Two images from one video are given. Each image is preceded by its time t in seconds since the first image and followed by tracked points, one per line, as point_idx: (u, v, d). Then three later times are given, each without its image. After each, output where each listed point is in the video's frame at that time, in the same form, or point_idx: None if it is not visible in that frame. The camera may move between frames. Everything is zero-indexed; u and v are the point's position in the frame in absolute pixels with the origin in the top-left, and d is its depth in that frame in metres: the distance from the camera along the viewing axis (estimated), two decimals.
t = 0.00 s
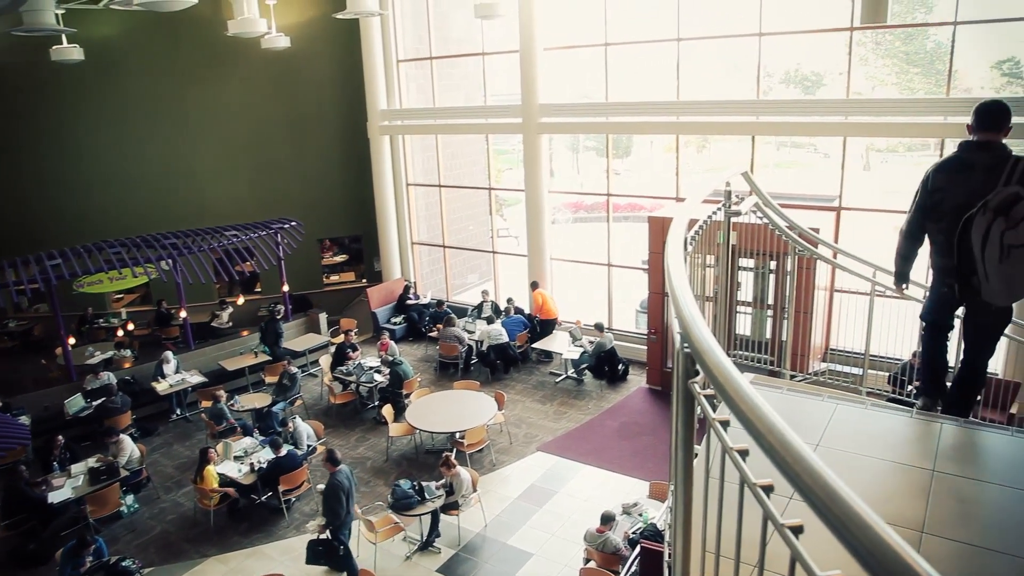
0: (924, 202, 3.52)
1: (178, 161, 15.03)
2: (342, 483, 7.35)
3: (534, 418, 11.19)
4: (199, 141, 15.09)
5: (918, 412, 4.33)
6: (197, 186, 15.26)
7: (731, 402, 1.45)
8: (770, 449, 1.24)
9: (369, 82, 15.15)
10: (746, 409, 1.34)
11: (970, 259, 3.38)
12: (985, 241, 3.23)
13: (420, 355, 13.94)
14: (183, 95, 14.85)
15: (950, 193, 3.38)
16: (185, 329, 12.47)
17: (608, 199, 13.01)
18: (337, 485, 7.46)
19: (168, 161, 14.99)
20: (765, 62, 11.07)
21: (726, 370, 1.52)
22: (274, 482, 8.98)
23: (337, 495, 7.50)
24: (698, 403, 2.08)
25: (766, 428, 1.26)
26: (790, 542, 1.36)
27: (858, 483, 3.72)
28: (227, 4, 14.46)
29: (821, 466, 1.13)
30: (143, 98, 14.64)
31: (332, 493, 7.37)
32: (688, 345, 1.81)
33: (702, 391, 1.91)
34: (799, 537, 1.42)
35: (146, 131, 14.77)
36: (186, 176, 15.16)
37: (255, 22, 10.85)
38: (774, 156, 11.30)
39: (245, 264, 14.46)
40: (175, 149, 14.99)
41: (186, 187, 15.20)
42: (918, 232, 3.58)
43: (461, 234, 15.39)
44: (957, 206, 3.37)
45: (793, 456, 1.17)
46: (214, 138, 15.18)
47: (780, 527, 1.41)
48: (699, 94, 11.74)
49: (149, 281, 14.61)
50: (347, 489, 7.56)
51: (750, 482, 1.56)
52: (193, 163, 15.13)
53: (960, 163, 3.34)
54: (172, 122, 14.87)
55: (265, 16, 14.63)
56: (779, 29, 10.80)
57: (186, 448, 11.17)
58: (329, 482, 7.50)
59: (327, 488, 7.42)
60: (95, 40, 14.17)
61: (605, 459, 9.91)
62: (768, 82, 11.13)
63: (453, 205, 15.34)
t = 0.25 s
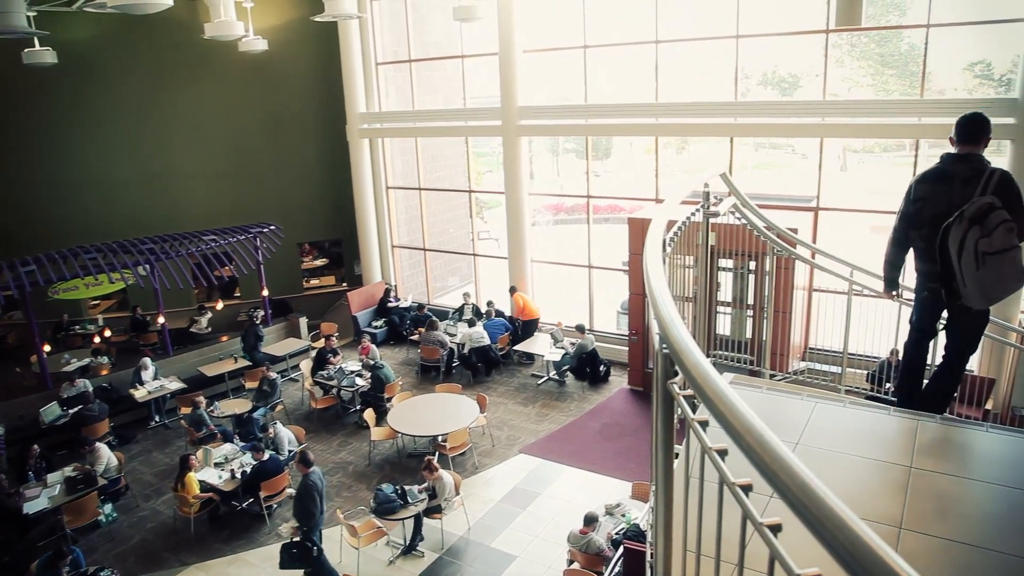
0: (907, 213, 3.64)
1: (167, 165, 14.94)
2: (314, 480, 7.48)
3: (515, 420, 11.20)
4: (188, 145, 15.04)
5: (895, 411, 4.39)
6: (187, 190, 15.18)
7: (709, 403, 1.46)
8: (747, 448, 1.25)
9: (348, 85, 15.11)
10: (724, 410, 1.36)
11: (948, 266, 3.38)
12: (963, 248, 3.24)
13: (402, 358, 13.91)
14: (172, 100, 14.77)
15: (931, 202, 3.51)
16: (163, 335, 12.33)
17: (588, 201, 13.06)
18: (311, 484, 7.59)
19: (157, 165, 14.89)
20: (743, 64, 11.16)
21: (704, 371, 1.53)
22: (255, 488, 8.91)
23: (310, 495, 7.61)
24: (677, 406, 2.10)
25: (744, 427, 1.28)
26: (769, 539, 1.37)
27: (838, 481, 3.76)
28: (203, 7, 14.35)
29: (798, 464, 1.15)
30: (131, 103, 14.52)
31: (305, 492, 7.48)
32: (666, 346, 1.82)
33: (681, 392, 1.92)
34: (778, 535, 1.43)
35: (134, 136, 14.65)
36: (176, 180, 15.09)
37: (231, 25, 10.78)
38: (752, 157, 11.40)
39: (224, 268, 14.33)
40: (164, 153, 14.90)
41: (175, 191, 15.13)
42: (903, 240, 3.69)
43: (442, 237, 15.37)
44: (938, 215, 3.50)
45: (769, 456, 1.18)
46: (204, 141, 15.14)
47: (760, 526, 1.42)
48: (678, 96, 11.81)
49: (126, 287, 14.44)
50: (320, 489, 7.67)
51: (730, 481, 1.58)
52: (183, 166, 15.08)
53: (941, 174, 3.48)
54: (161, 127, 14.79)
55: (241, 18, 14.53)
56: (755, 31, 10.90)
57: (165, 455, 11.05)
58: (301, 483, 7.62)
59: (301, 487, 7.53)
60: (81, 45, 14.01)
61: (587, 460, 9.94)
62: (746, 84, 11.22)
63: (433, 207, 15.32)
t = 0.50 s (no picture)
0: (890, 228, 4.01)
1: (162, 168, 14.92)
2: (292, 482, 7.39)
3: (501, 421, 11.20)
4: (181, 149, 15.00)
5: (877, 411, 4.44)
6: (180, 193, 15.15)
7: (692, 402, 1.47)
8: (730, 447, 1.26)
9: (331, 87, 15.05)
10: (708, 409, 1.36)
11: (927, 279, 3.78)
12: (936, 264, 3.62)
13: (387, 361, 13.88)
14: (166, 104, 14.73)
15: (909, 219, 3.87)
16: (145, 339, 12.23)
17: (573, 202, 13.10)
18: (285, 486, 7.45)
19: (151, 169, 14.86)
20: (725, 65, 11.22)
21: (687, 371, 1.54)
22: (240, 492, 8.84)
23: (285, 497, 7.49)
24: (660, 406, 2.09)
25: (726, 426, 1.28)
26: (752, 537, 1.38)
27: (823, 479, 3.78)
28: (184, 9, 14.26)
29: (780, 462, 1.15)
30: (120, 105, 14.47)
31: (282, 494, 7.38)
32: (650, 346, 1.83)
33: (665, 392, 1.93)
34: (762, 533, 1.44)
35: (129, 139, 14.64)
36: (170, 184, 15.05)
37: (213, 27, 10.71)
38: (736, 158, 11.47)
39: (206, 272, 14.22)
40: (158, 157, 14.87)
41: (169, 195, 15.09)
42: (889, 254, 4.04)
43: (426, 238, 15.35)
44: (915, 230, 3.85)
45: (752, 454, 1.19)
46: (197, 145, 15.10)
47: (741, 524, 1.42)
48: (661, 97, 11.87)
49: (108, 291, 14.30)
50: (295, 489, 7.58)
51: (713, 481, 1.58)
52: (177, 170, 15.04)
53: (919, 194, 3.83)
54: (155, 130, 14.76)
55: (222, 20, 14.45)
56: (737, 33, 10.98)
57: (148, 460, 10.95)
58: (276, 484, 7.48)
59: (276, 490, 7.39)
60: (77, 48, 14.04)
61: (573, 461, 9.96)
62: (729, 85, 11.29)
63: (417, 209, 15.30)
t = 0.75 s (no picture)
0: (879, 222, 4.17)
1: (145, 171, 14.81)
2: (265, 486, 7.39)
3: (488, 423, 11.20)
4: (174, 151, 14.97)
5: (860, 408, 4.48)
6: (172, 196, 15.12)
7: (675, 401, 1.47)
8: (713, 446, 1.27)
9: (314, 88, 14.99)
10: (691, 409, 1.37)
11: (916, 270, 3.98)
12: (928, 254, 3.83)
13: (373, 363, 13.84)
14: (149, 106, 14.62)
15: (898, 213, 4.04)
16: (128, 344, 12.12)
17: (557, 203, 13.12)
18: (260, 491, 7.45)
19: (143, 171, 14.83)
20: (708, 66, 11.28)
21: (670, 371, 1.55)
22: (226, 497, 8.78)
23: (259, 502, 7.49)
24: (646, 406, 2.10)
25: (709, 427, 1.29)
26: (736, 536, 1.38)
27: (807, 477, 3.81)
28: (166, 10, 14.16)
29: (763, 462, 1.16)
30: (102, 107, 14.35)
31: (257, 499, 7.38)
32: (633, 346, 1.84)
33: (649, 392, 1.93)
34: (745, 532, 1.45)
35: (111, 141, 14.51)
36: (161, 186, 15.01)
37: (194, 28, 10.62)
38: (720, 158, 11.53)
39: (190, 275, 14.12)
40: (150, 159, 14.84)
41: (161, 197, 15.05)
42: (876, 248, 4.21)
43: (411, 240, 15.32)
44: (904, 225, 4.02)
45: (735, 455, 1.20)
46: (190, 148, 15.08)
47: (727, 524, 1.43)
48: (645, 98, 11.91)
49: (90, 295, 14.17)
50: (270, 493, 7.60)
51: (697, 480, 1.59)
52: (171, 173, 15.03)
53: (909, 190, 4.00)
54: (147, 133, 14.73)
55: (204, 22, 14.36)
56: (720, 34, 11.04)
57: (131, 466, 10.86)
58: (250, 489, 7.50)
59: (250, 496, 7.39)
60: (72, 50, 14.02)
61: (559, 462, 9.97)
62: (712, 86, 11.34)
63: (401, 211, 15.27)
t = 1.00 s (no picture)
0: (880, 243, 4.36)
1: (128, 173, 14.70)
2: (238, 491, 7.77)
3: (474, 424, 11.19)
4: (162, 153, 14.90)
5: (844, 408, 4.52)
6: (159, 198, 15.03)
7: (660, 401, 1.48)
8: (697, 446, 1.27)
9: (299, 89, 14.93)
10: (676, 408, 1.37)
11: (911, 290, 4.16)
12: (922, 277, 4.00)
13: (359, 365, 13.80)
14: (133, 107, 14.52)
15: (897, 235, 4.23)
16: (111, 347, 12.02)
17: (543, 204, 13.14)
18: (234, 496, 7.76)
19: (127, 172, 14.71)
20: (693, 67, 11.34)
21: (656, 371, 1.55)
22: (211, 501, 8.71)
23: (234, 508, 7.77)
24: (630, 407, 2.10)
25: (694, 425, 1.29)
26: (721, 535, 1.38)
27: (794, 475, 3.84)
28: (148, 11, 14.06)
29: (747, 461, 1.16)
30: (85, 108, 14.24)
31: (232, 503, 7.68)
32: (619, 346, 1.84)
33: (634, 392, 1.94)
34: (730, 531, 1.44)
35: (94, 142, 14.39)
36: (149, 188, 14.92)
37: (177, 29, 10.55)
38: (704, 158, 11.59)
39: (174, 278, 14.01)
40: (136, 161, 14.74)
41: (149, 199, 14.97)
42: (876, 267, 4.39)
43: (397, 241, 15.29)
44: (903, 246, 4.21)
45: (720, 453, 1.20)
46: (178, 150, 15.00)
47: (711, 524, 1.42)
48: (630, 99, 11.95)
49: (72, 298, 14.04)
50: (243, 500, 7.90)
51: (682, 480, 1.58)
52: (159, 175, 14.94)
53: (907, 212, 4.19)
54: (136, 135, 14.66)
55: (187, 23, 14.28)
56: (704, 35, 11.11)
57: (115, 470, 10.77)
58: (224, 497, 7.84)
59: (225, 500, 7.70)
60: (63, 49, 13.94)
61: (546, 462, 9.99)
62: (697, 87, 11.40)
63: (387, 212, 15.24)
